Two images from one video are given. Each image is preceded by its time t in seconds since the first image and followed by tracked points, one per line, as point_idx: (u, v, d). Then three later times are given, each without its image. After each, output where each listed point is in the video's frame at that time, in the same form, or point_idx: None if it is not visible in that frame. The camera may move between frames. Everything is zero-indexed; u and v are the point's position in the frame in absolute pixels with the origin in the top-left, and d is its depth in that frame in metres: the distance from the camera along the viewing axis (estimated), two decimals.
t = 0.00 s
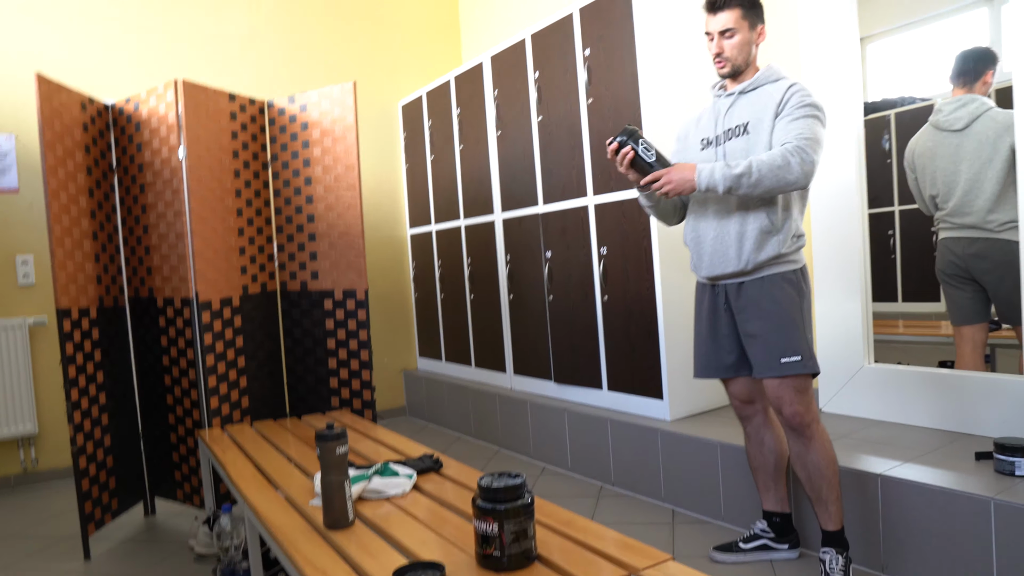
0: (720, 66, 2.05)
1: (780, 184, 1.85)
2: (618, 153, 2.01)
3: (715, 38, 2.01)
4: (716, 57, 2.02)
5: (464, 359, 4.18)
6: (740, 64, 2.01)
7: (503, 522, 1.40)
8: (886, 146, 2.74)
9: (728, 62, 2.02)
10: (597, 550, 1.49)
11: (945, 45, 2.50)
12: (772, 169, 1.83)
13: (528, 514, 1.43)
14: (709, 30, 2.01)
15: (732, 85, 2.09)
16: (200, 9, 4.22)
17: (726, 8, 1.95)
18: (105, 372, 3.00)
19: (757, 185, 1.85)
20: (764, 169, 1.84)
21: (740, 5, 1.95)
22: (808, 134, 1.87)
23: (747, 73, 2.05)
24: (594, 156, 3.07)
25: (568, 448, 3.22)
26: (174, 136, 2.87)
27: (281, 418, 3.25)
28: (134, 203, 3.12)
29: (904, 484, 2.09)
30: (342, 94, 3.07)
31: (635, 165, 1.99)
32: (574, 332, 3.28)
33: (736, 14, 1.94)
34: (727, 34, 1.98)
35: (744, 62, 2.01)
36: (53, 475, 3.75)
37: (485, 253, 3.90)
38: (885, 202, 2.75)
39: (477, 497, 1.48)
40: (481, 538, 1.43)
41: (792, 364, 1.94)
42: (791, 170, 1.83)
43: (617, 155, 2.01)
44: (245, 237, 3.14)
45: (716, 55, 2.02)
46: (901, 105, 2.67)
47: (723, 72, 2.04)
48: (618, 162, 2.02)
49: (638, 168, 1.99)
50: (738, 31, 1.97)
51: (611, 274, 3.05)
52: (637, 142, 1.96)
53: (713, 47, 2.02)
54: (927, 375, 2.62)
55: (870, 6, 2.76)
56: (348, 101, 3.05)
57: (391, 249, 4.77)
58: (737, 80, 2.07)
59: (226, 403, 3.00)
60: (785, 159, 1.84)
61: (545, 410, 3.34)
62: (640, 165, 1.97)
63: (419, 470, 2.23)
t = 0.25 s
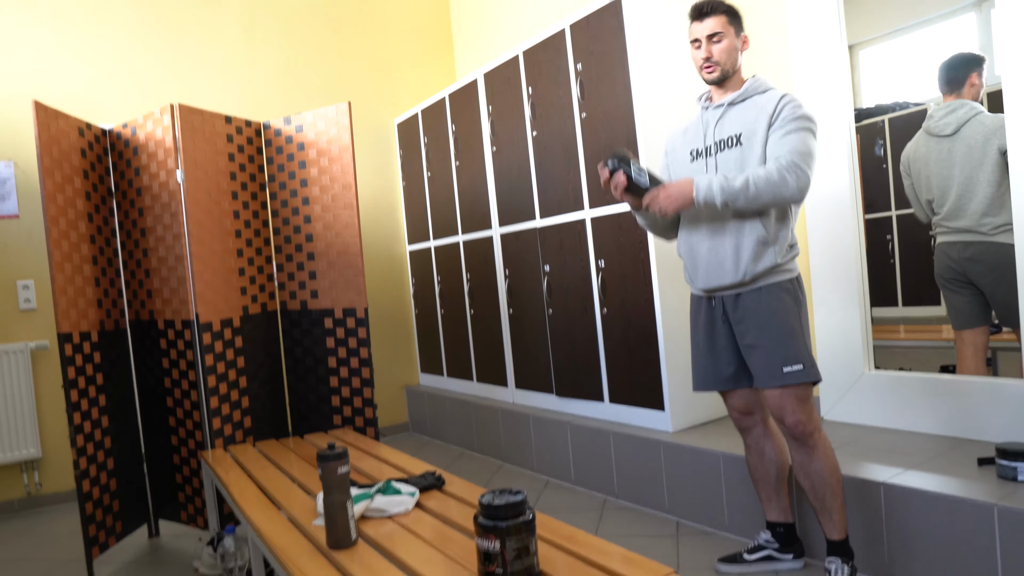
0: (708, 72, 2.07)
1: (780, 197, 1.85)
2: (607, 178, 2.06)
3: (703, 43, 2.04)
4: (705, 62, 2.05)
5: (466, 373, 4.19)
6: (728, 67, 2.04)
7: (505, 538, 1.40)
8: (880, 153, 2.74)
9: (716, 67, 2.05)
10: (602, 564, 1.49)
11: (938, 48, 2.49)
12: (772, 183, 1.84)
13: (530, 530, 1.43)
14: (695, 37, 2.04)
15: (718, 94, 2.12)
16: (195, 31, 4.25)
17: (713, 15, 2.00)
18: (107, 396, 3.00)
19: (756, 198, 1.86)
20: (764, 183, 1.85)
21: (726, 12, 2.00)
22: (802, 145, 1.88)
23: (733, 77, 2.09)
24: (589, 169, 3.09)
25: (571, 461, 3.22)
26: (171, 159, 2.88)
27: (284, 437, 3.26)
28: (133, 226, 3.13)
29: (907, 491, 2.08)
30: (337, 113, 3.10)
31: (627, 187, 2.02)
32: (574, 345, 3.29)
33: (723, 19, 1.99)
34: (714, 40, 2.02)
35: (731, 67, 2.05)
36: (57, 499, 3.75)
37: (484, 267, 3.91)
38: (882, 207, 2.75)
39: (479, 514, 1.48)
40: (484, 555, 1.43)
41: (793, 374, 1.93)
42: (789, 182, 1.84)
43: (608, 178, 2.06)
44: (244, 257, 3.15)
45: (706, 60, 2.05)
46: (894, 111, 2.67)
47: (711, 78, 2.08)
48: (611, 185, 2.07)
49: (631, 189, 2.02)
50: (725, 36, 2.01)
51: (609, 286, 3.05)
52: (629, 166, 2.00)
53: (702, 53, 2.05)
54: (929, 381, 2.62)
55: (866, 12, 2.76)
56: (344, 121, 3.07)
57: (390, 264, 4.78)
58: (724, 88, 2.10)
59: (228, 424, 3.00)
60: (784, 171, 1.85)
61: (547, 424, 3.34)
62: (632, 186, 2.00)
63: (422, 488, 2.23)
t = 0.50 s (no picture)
0: (688, 103, 2.10)
1: (771, 239, 1.88)
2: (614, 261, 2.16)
3: (685, 74, 2.08)
4: (688, 91, 2.09)
5: (461, 409, 4.17)
6: (706, 95, 2.10)
7: None
8: (868, 182, 2.78)
9: (697, 96, 2.10)
10: None
11: (924, 74, 2.58)
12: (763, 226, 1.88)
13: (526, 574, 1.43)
14: (674, 68, 2.09)
15: (694, 126, 2.16)
16: (191, 71, 4.32)
17: (693, 47, 2.07)
18: (98, 437, 2.97)
19: (754, 249, 1.89)
20: (757, 227, 1.88)
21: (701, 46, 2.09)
22: (782, 181, 1.91)
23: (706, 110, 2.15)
24: (581, 204, 3.12)
25: (567, 498, 3.19)
26: (166, 200, 2.91)
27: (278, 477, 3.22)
28: (127, 266, 3.14)
29: (904, 528, 2.07)
30: (330, 151, 3.14)
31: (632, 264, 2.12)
32: (568, 379, 3.28)
33: (703, 52, 2.07)
34: (694, 69, 2.08)
35: (708, 96, 2.12)
36: (46, 545, 3.69)
37: (478, 301, 3.92)
38: (872, 234, 2.77)
39: (474, 556, 1.47)
40: None
41: (786, 407, 1.93)
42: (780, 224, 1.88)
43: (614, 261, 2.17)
44: (238, 296, 3.15)
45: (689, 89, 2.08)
46: (882, 139, 2.73)
47: (692, 107, 2.10)
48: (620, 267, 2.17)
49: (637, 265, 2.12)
50: (704, 67, 2.09)
51: (602, 320, 3.06)
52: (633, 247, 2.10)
53: (684, 82, 2.09)
54: (922, 412, 2.61)
55: (849, 40, 2.82)
56: (337, 159, 3.11)
57: (385, 300, 4.79)
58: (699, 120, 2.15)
59: (222, 464, 2.97)
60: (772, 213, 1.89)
61: (543, 460, 3.31)
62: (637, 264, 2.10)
63: (416, 529, 2.21)
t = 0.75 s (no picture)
0: (673, 132, 2.09)
1: (771, 262, 1.90)
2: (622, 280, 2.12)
3: (670, 101, 2.09)
4: (672, 119, 2.09)
5: (463, 424, 4.17)
6: (692, 126, 2.10)
7: None
8: (866, 200, 2.80)
9: (681, 125, 2.09)
10: None
11: (921, 93, 2.60)
12: (761, 250, 1.89)
13: None
14: (661, 96, 2.11)
15: (679, 156, 2.14)
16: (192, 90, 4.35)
17: (678, 76, 2.10)
18: (100, 455, 2.98)
19: (752, 272, 1.91)
20: (756, 250, 1.90)
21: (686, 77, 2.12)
22: (776, 204, 1.93)
23: (692, 142, 2.13)
24: (582, 222, 3.13)
25: (570, 512, 3.18)
26: (167, 219, 2.92)
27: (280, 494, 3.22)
28: (129, 284, 3.15)
29: (908, 538, 2.06)
30: (331, 171, 3.15)
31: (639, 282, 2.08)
32: (570, 395, 3.28)
33: (687, 81, 2.10)
34: (680, 98, 2.10)
35: (694, 127, 2.11)
36: (48, 560, 3.68)
37: (479, 318, 3.93)
38: (873, 248, 2.78)
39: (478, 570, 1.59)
40: None
41: (790, 420, 1.93)
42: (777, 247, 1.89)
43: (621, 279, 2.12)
44: (239, 313, 3.16)
45: (673, 116, 2.09)
46: (882, 154, 2.74)
47: (677, 135, 2.09)
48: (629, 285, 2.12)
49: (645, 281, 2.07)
50: (689, 97, 2.11)
51: (603, 336, 3.07)
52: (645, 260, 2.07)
53: (668, 110, 2.10)
54: (925, 422, 2.61)
55: (845, 58, 2.84)
56: (338, 179, 3.12)
57: (386, 315, 4.80)
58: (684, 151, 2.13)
59: (223, 481, 2.97)
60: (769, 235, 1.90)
61: (545, 475, 3.31)
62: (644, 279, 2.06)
63: (419, 543, 2.20)
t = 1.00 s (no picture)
0: (661, 128, 1.99)
1: (781, 257, 1.81)
2: (634, 273, 1.96)
3: (657, 98, 1.97)
4: (660, 114, 1.97)
5: (461, 421, 4.17)
6: (682, 121, 1.97)
7: None
8: (864, 194, 2.79)
9: (670, 121, 1.98)
10: None
11: (918, 88, 2.58)
12: (772, 245, 1.79)
13: None
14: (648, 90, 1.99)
15: (674, 150, 2.04)
16: (188, 87, 4.33)
17: (668, 68, 1.95)
18: (99, 455, 2.98)
19: (765, 264, 1.81)
20: (768, 244, 1.80)
21: (679, 66, 1.96)
22: (787, 200, 1.84)
23: (687, 134, 2.01)
24: (579, 218, 3.12)
25: (569, 509, 3.18)
26: (164, 218, 2.91)
27: (279, 492, 3.22)
28: (127, 284, 3.14)
29: (905, 535, 2.07)
30: (328, 169, 3.14)
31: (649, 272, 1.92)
32: (569, 392, 3.28)
33: (677, 73, 1.95)
34: (669, 93, 1.97)
35: (685, 121, 1.99)
36: (47, 561, 3.69)
37: (477, 315, 3.93)
38: (871, 243, 2.78)
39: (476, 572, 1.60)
40: None
41: (789, 416, 1.84)
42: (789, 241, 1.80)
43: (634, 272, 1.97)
44: (237, 312, 3.16)
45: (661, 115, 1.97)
46: (879, 148, 2.73)
47: (667, 132, 1.99)
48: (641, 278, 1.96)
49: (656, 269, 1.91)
50: (679, 91, 1.97)
51: (602, 333, 3.07)
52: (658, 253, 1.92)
53: (655, 107, 1.98)
54: (922, 418, 2.61)
55: (843, 52, 2.83)
56: (335, 176, 3.11)
57: (385, 312, 4.79)
58: (679, 144, 2.02)
59: (223, 480, 2.98)
60: (780, 230, 1.81)
61: (544, 472, 3.31)
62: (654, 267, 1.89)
63: (418, 543, 2.21)
